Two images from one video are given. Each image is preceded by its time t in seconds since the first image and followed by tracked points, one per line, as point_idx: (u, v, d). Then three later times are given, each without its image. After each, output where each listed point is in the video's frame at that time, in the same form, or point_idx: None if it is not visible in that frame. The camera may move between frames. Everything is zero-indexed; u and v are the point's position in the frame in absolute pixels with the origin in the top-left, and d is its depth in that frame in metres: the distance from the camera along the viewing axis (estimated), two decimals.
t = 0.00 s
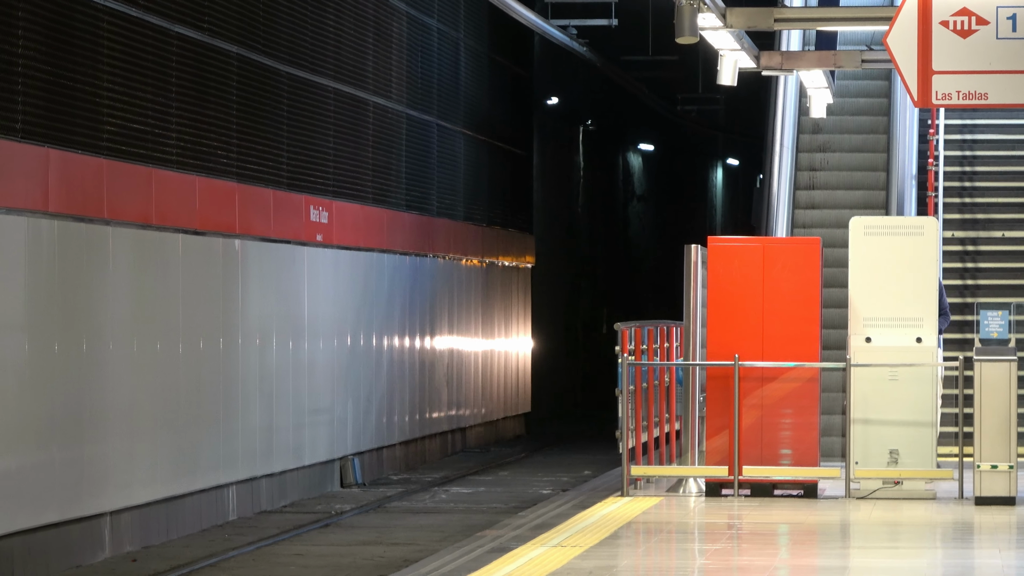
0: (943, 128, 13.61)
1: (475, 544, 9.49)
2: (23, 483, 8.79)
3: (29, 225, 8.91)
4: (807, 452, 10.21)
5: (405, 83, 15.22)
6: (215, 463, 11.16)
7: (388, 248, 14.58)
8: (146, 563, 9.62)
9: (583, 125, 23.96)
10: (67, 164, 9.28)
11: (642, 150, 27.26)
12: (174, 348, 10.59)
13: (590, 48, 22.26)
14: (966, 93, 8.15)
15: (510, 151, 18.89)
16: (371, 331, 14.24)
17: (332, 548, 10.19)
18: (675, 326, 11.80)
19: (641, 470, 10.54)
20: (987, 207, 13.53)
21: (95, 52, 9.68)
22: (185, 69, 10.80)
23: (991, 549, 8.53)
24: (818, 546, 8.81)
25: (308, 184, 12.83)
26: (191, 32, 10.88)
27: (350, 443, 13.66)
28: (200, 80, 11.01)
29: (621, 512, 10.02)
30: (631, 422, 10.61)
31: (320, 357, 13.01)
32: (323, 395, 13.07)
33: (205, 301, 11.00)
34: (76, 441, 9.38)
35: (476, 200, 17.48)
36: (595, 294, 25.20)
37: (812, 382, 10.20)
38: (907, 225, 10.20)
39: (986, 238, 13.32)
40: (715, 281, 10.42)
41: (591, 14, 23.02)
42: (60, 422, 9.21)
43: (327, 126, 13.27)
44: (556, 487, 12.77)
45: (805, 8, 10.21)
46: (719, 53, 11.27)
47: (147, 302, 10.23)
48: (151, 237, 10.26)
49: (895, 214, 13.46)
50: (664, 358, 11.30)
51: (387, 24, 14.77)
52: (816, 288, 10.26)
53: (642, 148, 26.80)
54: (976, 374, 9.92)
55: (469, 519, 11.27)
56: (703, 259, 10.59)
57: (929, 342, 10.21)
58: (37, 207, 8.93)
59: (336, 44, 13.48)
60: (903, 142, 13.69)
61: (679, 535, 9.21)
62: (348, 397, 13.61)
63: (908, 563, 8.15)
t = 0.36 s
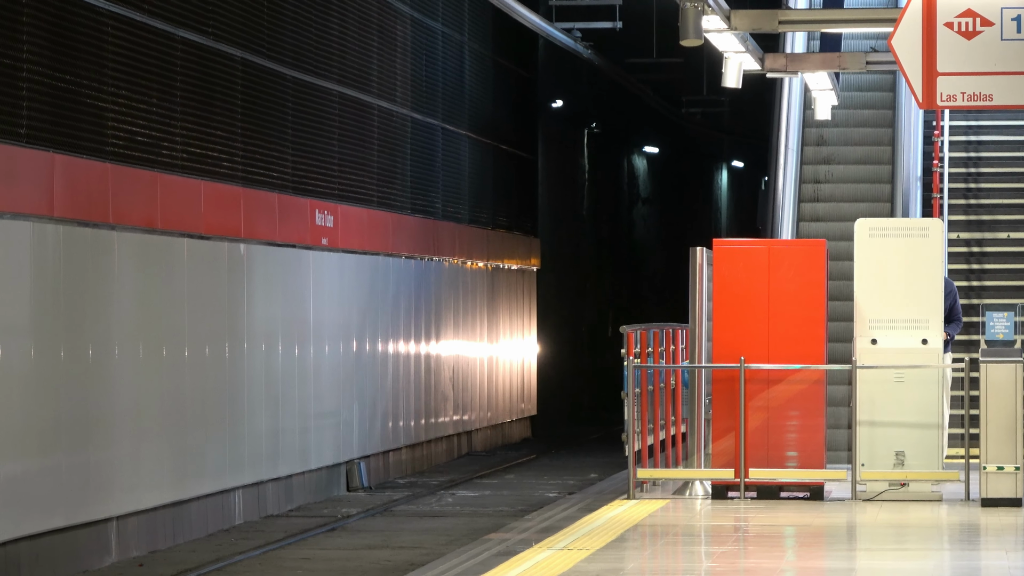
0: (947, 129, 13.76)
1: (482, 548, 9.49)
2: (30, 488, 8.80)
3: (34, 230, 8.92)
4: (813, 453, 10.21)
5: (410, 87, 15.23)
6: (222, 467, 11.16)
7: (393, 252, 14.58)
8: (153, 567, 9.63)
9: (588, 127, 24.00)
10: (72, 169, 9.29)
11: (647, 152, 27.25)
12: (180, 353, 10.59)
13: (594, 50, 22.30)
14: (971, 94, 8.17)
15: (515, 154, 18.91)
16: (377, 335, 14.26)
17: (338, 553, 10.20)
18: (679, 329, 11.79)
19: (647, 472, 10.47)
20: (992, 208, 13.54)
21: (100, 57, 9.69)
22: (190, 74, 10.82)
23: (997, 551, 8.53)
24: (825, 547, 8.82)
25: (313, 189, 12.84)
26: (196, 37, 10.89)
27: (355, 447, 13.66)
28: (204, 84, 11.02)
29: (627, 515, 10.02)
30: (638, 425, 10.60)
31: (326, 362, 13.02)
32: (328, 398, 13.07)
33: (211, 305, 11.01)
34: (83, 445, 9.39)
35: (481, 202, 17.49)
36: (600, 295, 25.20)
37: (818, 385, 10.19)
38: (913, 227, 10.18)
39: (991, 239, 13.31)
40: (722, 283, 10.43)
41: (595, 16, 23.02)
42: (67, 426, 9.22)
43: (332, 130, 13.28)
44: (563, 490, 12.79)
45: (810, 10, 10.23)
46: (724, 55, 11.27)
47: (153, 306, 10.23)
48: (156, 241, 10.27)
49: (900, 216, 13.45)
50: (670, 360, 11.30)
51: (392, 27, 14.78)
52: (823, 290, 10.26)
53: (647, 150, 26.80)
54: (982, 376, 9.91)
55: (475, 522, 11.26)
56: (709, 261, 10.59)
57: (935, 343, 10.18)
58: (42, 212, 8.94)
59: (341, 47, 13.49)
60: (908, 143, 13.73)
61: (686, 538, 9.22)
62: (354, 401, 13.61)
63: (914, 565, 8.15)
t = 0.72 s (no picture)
0: (950, 128, 13.73)
1: (484, 547, 9.50)
2: (32, 488, 8.80)
3: (37, 229, 8.91)
4: (816, 452, 10.21)
5: (412, 86, 15.22)
6: (224, 466, 11.16)
7: (396, 250, 14.58)
8: (155, 566, 9.64)
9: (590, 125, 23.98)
10: (75, 168, 9.29)
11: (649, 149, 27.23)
12: (183, 352, 10.59)
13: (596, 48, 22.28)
14: (973, 93, 8.18)
15: (518, 152, 18.90)
16: (379, 334, 14.24)
17: (340, 552, 10.20)
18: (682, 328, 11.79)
19: (649, 471, 10.52)
20: (995, 207, 13.52)
21: (102, 56, 9.69)
22: (192, 74, 10.80)
23: (999, 550, 8.53)
24: (826, 546, 8.81)
25: (315, 188, 12.82)
26: (199, 35, 10.88)
27: (358, 445, 13.66)
28: (207, 83, 11.02)
29: (629, 514, 10.02)
30: (640, 424, 10.60)
31: (328, 361, 13.01)
32: (330, 397, 13.05)
33: (214, 304, 11.01)
34: (85, 444, 9.39)
35: (484, 200, 17.48)
36: (602, 293, 25.18)
37: (821, 385, 10.19)
38: (915, 226, 10.19)
39: (994, 238, 13.29)
40: (724, 282, 10.43)
41: (598, 13, 22.98)
42: (70, 426, 9.23)
43: (335, 129, 13.27)
44: (566, 489, 12.79)
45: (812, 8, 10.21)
46: (726, 54, 11.26)
47: (155, 305, 10.23)
48: (159, 240, 10.26)
49: (902, 214, 13.43)
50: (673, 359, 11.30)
51: (395, 26, 14.78)
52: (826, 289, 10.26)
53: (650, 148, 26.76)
54: (985, 375, 9.91)
55: (478, 521, 11.27)
56: (712, 261, 10.59)
57: (937, 341, 10.19)
58: (44, 212, 8.94)
59: (343, 46, 13.48)
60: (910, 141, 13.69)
61: (688, 537, 9.21)
62: (357, 400, 13.61)
63: (917, 564, 8.15)
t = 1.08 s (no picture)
0: (950, 129, 13.76)
1: (485, 549, 9.50)
2: (33, 490, 8.80)
3: (38, 231, 8.92)
4: (817, 453, 10.20)
5: (412, 87, 15.22)
6: (225, 468, 11.17)
7: (397, 252, 14.58)
8: (156, 568, 9.65)
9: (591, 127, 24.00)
10: (76, 170, 9.30)
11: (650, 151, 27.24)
12: (184, 354, 10.60)
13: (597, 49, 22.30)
14: (974, 94, 8.23)
15: (518, 153, 18.91)
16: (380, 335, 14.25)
17: (341, 553, 10.20)
18: (683, 329, 11.79)
19: (650, 471, 10.49)
20: (995, 208, 13.53)
21: (103, 59, 9.69)
22: (192, 76, 10.80)
23: (1000, 551, 8.53)
24: (827, 547, 8.81)
25: (315, 189, 12.82)
26: (200, 38, 10.89)
27: (358, 447, 13.65)
28: (208, 85, 11.03)
29: (630, 516, 10.02)
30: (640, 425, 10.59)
31: (329, 363, 13.01)
32: (330, 399, 13.05)
33: (215, 306, 11.01)
34: (86, 446, 9.39)
35: (484, 202, 17.49)
36: (603, 295, 25.18)
37: (821, 386, 10.18)
38: (914, 227, 10.20)
39: (994, 238, 13.29)
40: (724, 283, 10.42)
41: (598, 15, 22.99)
42: (70, 428, 9.23)
43: (335, 131, 13.28)
44: (566, 490, 12.78)
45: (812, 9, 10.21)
46: (727, 54, 11.26)
47: (156, 307, 10.24)
48: (159, 242, 10.27)
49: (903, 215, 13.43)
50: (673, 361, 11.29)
51: (395, 28, 14.78)
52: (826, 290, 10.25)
53: (651, 149, 26.76)
54: (986, 375, 9.92)
55: (479, 522, 11.26)
56: (712, 261, 10.59)
57: (937, 343, 10.19)
58: (45, 213, 8.94)
59: (344, 48, 13.49)
60: (911, 142, 13.70)
61: (689, 538, 9.21)
62: (357, 401, 13.61)
63: (917, 564, 8.15)
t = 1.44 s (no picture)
0: (950, 127, 13.82)
1: (482, 546, 9.50)
2: (32, 486, 8.81)
3: (37, 226, 8.92)
4: (815, 451, 10.21)
5: (411, 83, 15.22)
6: (223, 464, 11.16)
7: (395, 248, 14.58)
8: (155, 564, 9.66)
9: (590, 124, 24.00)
10: (74, 167, 9.29)
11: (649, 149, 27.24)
12: (183, 351, 10.60)
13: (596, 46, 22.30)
14: (973, 92, 8.23)
15: (517, 150, 18.91)
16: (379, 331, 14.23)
17: (340, 550, 10.21)
18: (682, 326, 11.79)
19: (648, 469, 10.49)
20: (994, 206, 13.53)
21: (102, 55, 9.69)
22: (191, 73, 10.80)
23: (998, 549, 8.54)
24: (825, 545, 8.82)
25: (314, 185, 12.81)
26: (199, 34, 10.88)
27: (357, 444, 13.65)
28: (208, 82, 11.03)
29: (628, 513, 10.03)
30: (638, 422, 10.59)
31: (327, 360, 13.01)
32: (328, 395, 13.04)
33: (213, 302, 11.01)
34: (84, 443, 9.39)
35: (483, 199, 17.48)
36: (601, 292, 25.18)
37: (819, 383, 10.18)
38: (913, 225, 10.21)
39: (993, 237, 13.28)
40: (722, 280, 10.43)
41: (597, 13, 22.98)
42: (69, 424, 9.23)
43: (334, 127, 13.27)
44: (564, 487, 12.79)
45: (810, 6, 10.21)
46: (725, 52, 11.26)
47: (155, 303, 10.23)
48: (158, 238, 10.26)
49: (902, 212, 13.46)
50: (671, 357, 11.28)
51: (394, 24, 14.78)
52: (825, 287, 10.25)
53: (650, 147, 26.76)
54: (984, 374, 9.93)
55: (477, 519, 11.26)
56: (711, 259, 10.59)
57: (936, 341, 10.21)
58: (44, 209, 8.95)
59: (343, 44, 13.48)
60: (911, 139, 13.72)
61: (687, 536, 9.22)
62: (355, 397, 13.61)
63: (916, 562, 8.15)
